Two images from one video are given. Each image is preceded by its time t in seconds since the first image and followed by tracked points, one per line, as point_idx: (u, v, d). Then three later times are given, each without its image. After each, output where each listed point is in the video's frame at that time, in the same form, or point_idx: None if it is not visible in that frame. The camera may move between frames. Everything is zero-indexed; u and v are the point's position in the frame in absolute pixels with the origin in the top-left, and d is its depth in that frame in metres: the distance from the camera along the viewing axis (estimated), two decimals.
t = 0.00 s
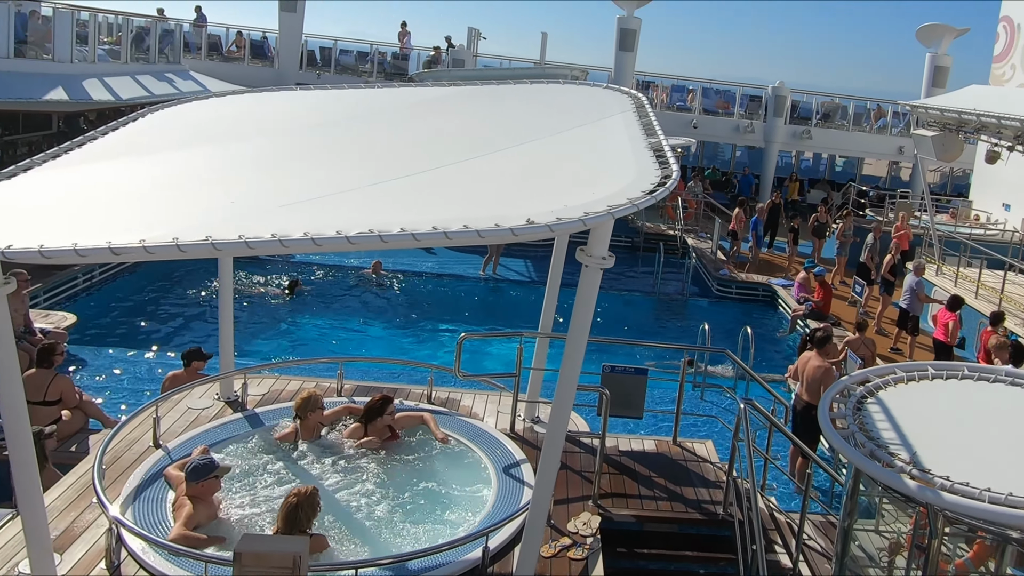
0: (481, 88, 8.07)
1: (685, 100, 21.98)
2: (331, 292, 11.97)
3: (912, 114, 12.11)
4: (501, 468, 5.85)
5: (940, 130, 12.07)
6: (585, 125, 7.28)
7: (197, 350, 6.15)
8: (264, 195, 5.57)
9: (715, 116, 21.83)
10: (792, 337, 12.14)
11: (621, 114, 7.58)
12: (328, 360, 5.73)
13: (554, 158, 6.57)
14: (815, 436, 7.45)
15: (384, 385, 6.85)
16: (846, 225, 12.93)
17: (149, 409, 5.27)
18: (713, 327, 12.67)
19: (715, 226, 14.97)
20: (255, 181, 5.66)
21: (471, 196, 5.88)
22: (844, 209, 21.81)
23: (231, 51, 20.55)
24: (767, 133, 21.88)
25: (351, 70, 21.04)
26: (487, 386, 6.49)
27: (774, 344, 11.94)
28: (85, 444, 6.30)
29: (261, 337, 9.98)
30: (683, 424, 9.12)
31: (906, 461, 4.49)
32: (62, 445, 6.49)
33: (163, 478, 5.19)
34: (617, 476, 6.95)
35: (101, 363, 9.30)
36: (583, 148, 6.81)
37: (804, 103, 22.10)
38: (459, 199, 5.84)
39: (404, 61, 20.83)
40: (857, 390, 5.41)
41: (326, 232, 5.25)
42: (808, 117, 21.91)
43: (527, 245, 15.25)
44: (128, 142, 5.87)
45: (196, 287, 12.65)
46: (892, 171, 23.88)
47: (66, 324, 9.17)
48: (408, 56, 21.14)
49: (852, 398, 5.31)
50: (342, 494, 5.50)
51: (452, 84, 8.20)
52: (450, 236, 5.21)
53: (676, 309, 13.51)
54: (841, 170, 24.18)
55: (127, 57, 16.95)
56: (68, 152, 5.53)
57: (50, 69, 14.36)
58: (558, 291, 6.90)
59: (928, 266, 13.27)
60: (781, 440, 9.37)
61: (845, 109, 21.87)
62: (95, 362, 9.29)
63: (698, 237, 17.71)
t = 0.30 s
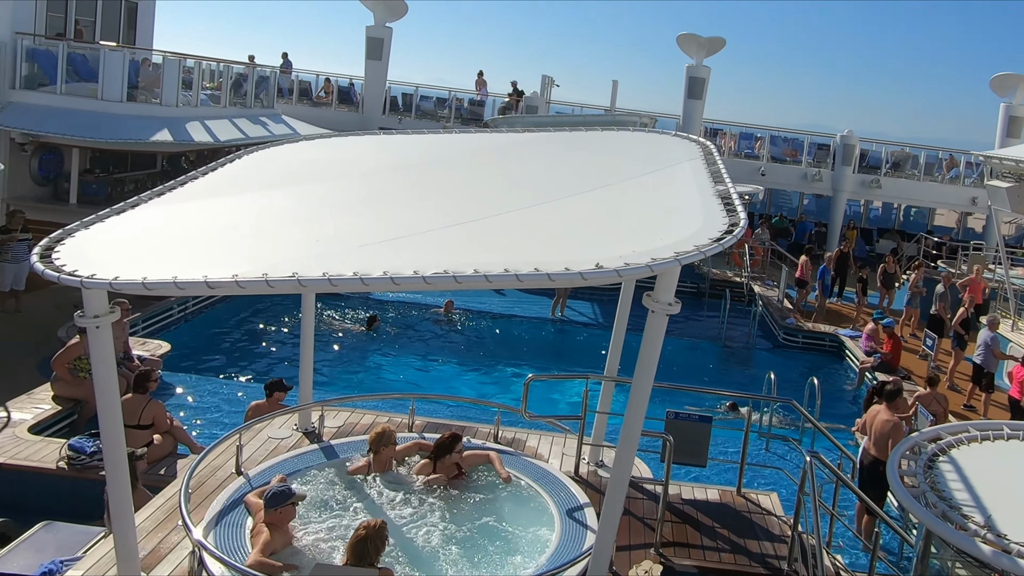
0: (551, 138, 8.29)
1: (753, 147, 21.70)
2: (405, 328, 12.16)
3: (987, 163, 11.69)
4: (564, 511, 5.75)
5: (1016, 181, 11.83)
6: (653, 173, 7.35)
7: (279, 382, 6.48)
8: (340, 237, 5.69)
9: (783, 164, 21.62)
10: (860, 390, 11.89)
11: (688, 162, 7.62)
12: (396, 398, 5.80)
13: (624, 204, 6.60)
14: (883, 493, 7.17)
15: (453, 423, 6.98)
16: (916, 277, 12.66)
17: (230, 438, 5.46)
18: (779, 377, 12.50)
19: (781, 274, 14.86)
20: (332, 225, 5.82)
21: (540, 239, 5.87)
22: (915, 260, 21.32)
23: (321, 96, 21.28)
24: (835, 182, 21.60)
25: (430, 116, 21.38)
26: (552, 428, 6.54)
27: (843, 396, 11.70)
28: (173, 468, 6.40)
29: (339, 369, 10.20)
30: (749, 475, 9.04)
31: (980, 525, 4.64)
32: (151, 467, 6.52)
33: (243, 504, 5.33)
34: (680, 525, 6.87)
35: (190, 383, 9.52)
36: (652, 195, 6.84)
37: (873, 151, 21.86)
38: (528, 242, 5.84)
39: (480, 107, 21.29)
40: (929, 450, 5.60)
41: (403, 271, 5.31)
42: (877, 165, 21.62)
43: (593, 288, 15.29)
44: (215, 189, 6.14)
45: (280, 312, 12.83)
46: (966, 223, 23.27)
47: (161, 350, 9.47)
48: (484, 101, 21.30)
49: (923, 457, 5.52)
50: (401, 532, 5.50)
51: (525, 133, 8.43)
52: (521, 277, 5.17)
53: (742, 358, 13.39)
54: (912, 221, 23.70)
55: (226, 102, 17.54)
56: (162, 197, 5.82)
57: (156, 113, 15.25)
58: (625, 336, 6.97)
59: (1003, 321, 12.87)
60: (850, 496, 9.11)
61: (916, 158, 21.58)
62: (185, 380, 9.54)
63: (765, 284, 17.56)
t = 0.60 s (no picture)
0: (613, 180, 8.43)
1: (817, 190, 21.48)
2: (472, 365, 12.30)
3: None
4: (626, 553, 5.67)
5: None
6: (716, 216, 7.36)
7: (352, 414, 6.71)
8: (410, 276, 5.84)
9: (848, 207, 21.32)
10: (930, 440, 11.55)
11: (751, 205, 7.61)
12: (462, 433, 5.91)
13: (688, 246, 6.60)
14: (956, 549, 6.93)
15: (518, 460, 7.07)
16: (989, 325, 12.32)
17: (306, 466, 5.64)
18: (844, 424, 12.23)
19: (846, 318, 14.64)
20: (401, 265, 5.99)
21: (605, 281, 5.89)
22: (987, 308, 20.64)
23: (397, 138, 22.12)
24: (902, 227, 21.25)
25: (499, 158, 21.66)
26: (614, 468, 6.53)
27: (911, 447, 11.37)
28: (251, 494, 6.39)
29: (408, 402, 10.36)
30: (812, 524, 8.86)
31: None
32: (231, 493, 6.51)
33: (315, 532, 5.47)
34: (743, 572, 6.72)
35: (269, 407, 9.66)
36: (715, 237, 6.84)
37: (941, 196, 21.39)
38: (592, 283, 5.87)
39: (547, 148, 21.58)
40: (1004, 506, 6.12)
41: (472, 308, 5.37)
42: (945, 210, 21.13)
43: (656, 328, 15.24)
44: (292, 229, 6.40)
45: (351, 341, 13.06)
46: None
47: (246, 380, 9.71)
48: (551, 143, 21.65)
49: (999, 513, 6.06)
50: (465, 568, 5.51)
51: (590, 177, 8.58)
52: (587, 318, 5.17)
53: (806, 403, 13.14)
54: (983, 267, 23.00)
55: (309, 143, 18.15)
56: (244, 237, 6.10)
57: (246, 155, 16.10)
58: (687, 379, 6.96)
59: None
60: (919, 551, 8.78)
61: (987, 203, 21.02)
62: (263, 404, 9.75)
63: (830, 328, 17.26)
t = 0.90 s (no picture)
0: (667, 210, 8.49)
1: (875, 218, 21.19)
2: (529, 390, 12.36)
3: None
4: None
5: None
6: (769, 243, 7.33)
7: (415, 435, 6.88)
8: (467, 303, 5.92)
9: (907, 235, 20.97)
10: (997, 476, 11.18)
11: (806, 233, 7.57)
12: (521, 457, 5.98)
13: (743, 273, 6.55)
14: None
15: (574, 485, 7.11)
16: None
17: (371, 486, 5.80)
18: (906, 457, 11.93)
19: (907, 348, 14.34)
20: (458, 293, 6.08)
21: (660, 307, 5.84)
22: None
23: (459, 167, 22.64)
24: (965, 255, 20.70)
25: (557, 185, 22.02)
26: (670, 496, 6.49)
27: (977, 482, 11.02)
28: (320, 512, 6.48)
29: (466, 425, 10.47)
30: (873, 559, 8.63)
31: None
32: (300, 511, 6.63)
33: (380, 552, 5.58)
34: None
35: (335, 429, 9.84)
36: (770, 264, 6.78)
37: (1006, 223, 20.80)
38: (646, 310, 5.83)
39: (604, 177, 21.76)
40: None
41: (531, 334, 5.40)
42: (1011, 238, 20.52)
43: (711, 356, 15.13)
44: (352, 259, 6.58)
45: (411, 364, 13.25)
46: None
47: (315, 402, 9.91)
48: (607, 171, 21.75)
49: None
50: None
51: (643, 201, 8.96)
52: (643, 344, 5.12)
53: (865, 435, 12.86)
54: None
55: (377, 173, 18.62)
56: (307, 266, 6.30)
57: (317, 183, 16.62)
58: (744, 408, 6.92)
59: None
60: None
61: None
62: (327, 425, 9.95)
63: (889, 358, 16.89)
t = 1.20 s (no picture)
0: (719, 236, 8.55)
1: (934, 242, 20.74)
2: (586, 415, 12.39)
3: None
4: None
5: None
6: (823, 269, 7.21)
7: (474, 457, 7.02)
8: (521, 329, 5.95)
9: (969, 260, 20.41)
10: None
11: (862, 259, 7.43)
12: (577, 480, 6.01)
13: (800, 297, 6.43)
14: None
15: (630, 509, 7.12)
16: None
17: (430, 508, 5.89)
18: (970, 488, 11.54)
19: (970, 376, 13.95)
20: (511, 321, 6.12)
21: (714, 333, 5.70)
22: None
23: (515, 195, 22.91)
24: None
25: (611, 212, 22.17)
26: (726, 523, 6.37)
27: None
28: (383, 531, 6.57)
29: (522, 448, 10.56)
30: None
31: None
32: (363, 530, 6.74)
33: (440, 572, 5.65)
34: None
35: (397, 450, 9.98)
36: (827, 288, 6.64)
37: None
38: (699, 336, 5.70)
39: (657, 203, 21.81)
40: None
41: (587, 359, 5.35)
42: None
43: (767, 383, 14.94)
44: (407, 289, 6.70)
45: (468, 387, 13.39)
46: None
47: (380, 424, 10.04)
48: (662, 197, 21.93)
49: None
50: None
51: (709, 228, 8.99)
52: (698, 369, 4.98)
53: (927, 465, 12.50)
54: None
55: (437, 200, 18.98)
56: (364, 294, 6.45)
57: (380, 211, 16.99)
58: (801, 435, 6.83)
59: None
60: None
61: None
62: (387, 445, 10.12)
63: (952, 386, 16.41)
